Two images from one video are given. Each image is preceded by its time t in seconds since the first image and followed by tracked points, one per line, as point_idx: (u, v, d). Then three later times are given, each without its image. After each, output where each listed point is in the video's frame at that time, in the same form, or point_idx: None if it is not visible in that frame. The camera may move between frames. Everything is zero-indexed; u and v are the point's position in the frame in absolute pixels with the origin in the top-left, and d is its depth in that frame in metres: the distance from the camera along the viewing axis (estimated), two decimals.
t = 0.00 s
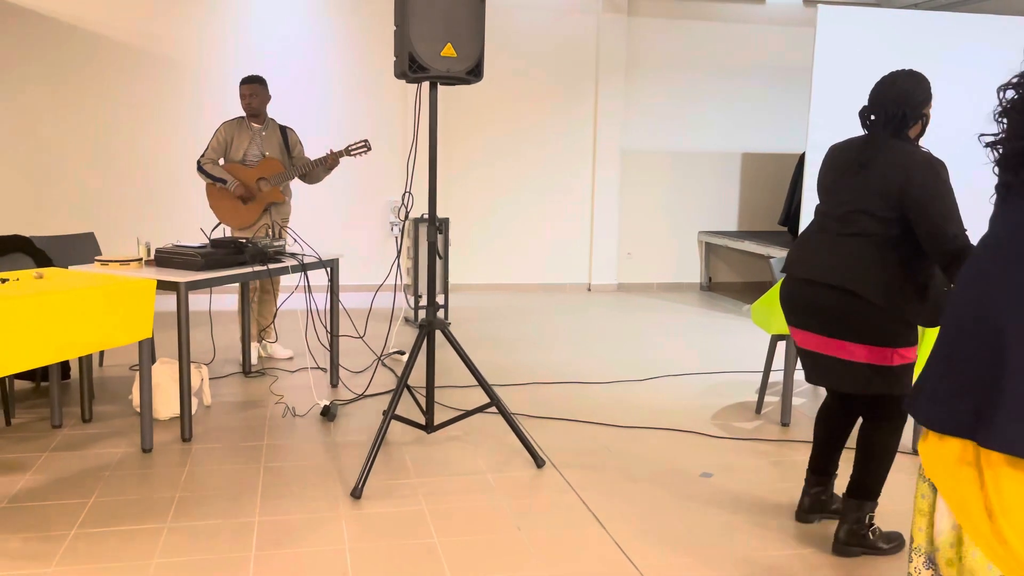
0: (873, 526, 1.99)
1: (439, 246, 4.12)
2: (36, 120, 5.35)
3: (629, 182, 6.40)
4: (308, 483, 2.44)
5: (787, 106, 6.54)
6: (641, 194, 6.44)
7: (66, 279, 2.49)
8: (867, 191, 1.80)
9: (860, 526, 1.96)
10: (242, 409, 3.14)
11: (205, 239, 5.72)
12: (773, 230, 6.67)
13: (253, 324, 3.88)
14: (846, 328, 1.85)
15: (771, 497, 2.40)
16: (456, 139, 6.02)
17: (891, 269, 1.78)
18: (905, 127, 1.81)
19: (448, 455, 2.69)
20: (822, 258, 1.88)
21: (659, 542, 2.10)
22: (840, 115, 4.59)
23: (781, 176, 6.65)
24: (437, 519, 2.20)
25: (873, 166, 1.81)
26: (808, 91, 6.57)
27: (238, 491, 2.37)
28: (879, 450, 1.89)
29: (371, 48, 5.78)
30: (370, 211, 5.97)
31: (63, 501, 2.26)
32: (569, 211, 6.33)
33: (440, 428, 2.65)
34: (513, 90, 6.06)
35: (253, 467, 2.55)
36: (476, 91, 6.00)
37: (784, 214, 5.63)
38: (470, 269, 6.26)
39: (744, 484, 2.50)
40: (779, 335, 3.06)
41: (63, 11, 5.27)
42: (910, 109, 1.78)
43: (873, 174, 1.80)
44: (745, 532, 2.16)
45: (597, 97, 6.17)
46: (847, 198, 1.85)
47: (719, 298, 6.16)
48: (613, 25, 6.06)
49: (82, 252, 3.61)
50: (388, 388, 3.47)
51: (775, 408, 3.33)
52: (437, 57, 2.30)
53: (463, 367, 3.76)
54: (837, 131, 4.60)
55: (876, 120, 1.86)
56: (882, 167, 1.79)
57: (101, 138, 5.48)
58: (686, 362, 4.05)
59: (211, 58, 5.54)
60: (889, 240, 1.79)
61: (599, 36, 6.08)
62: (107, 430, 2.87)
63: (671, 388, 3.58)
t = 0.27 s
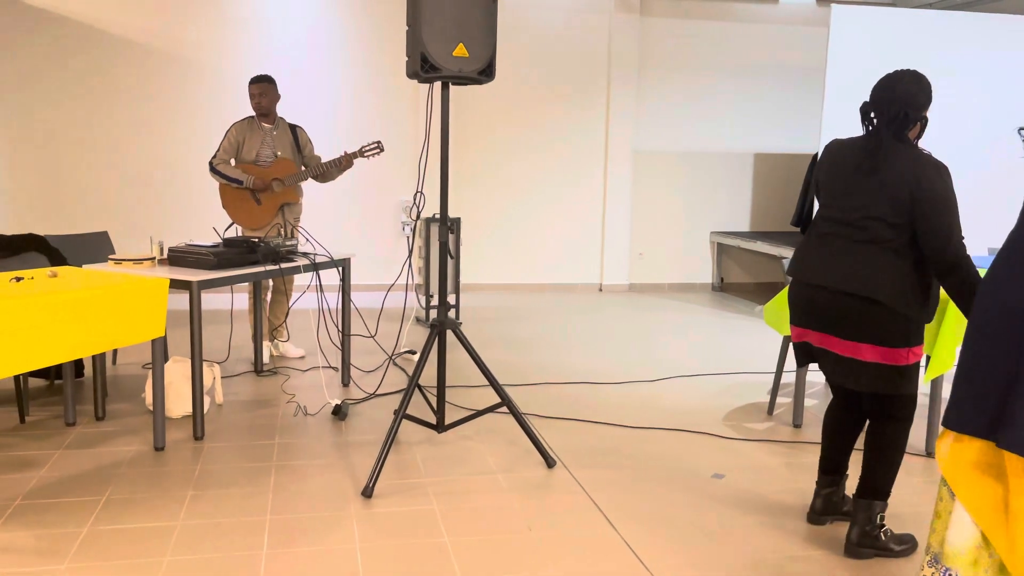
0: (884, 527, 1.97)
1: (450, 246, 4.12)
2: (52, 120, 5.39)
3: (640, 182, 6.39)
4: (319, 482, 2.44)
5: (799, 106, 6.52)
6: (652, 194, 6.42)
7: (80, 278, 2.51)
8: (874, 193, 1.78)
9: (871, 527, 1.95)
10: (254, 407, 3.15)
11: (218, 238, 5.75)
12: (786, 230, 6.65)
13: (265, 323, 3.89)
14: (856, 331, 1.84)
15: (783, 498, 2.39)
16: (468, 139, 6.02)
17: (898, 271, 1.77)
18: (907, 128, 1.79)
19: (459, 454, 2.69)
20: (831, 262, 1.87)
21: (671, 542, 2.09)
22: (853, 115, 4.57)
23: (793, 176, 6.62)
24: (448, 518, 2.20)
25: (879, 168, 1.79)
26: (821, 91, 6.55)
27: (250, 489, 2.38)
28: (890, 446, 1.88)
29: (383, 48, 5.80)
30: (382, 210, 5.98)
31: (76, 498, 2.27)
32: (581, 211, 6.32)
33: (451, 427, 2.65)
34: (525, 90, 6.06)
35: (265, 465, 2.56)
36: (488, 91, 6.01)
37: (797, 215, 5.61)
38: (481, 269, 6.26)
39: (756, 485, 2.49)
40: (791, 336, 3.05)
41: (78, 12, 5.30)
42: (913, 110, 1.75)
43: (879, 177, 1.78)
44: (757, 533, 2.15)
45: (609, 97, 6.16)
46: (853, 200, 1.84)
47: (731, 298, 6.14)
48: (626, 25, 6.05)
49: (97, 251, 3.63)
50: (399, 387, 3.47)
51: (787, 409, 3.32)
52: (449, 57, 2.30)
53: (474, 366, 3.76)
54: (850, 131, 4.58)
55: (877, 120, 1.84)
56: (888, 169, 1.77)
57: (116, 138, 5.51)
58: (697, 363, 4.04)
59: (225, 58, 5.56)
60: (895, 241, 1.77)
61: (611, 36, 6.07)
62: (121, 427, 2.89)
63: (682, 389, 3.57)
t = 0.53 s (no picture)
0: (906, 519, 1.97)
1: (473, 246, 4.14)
2: (81, 121, 5.47)
3: (664, 182, 6.37)
4: (343, 481, 2.46)
5: (825, 106, 6.47)
6: (676, 194, 6.40)
7: (109, 276, 2.54)
8: (886, 194, 1.80)
9: (892, 517, 1.95)
10: (280, 406, 3.18)
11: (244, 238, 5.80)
12: (811, 231, 6.60)
13: (290, 322, 3.92)
14: (870, 330, 1.83)
15: (808, 501, 2.38)
16: (491, 139, 6.03)
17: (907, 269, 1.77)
18: (917, 130, 1.81)
19: (481, 454, 2.70)
20: (845, 260, 1.88)
21: (694, 545, 2.08)
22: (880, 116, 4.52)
23: (818, 177, 6.57)
24: (470, 518, 2.21)
25: (890, 169, 1.81)
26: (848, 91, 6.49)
27: (276, 486, 2.40)
28: (921, 438, 1.87)
29: (406, 48, 5.82)
30: (406, 210, 6.01)
31: (105, 494, 2.30)
32: (604, 211, 6.31)
33: (474, 427, 2.66)
34: (548, 90, 6.06)
35: (290, 463, 2.58)
36: (511, 91, 6.02)
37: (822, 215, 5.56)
38: (504, 269, 6.27)
39: (780, 488, 2.48)
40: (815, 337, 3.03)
41: (106, 13, 5.38)
42: (921, 113, 1.78)
43: (890, 178, 1.80)
44: (780, 536, 2.14)
45: (632, 97, 6.14)
46: (866, 202, 1.85)
47: (755, 299, 6.11)
48: (650, 25, 6.03)
49: (125, 250, 3.69)
50: (422, 386, 3.49)
51: (811, 412, 3.30)
52: (472, 58, 2.31)
53: (497, 366, 3.77)
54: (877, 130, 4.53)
55: (890, 124, 1.86)
56: (899, 170, 1.79)
57: (143, 139, 5.58)
58: (721, 365, 4.02)
59: (251, 58, 5.62)
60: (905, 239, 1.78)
61: (635, 36, 6.06)
62: (148, 425, 2.92)
63: (706, 391, 3.56)
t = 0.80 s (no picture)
0: (922, 526, 1.97)
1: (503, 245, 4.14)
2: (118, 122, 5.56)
3: (695, 183, 6.33)
4: (372, 479, 2.47)
5: (860, 106, 6.39)
6: (708, 195, 6.36)
7: (144, 275, 2.58)
8: (917, 187, 1.79)
9: (905, 524, 1.96)
10: (311, 404, 3.21)
11: (277, 238, 5.85)
12: (845, 232, 6.52)
13: (321, 321, 3.95)
14: (897, 325, 1.83)
15: (841, 505, 2.35)
16: (521, 140, 6.04)
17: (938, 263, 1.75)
18: (952, 121, 1.78)
19: (510, 454, 2.70)
20: (875, 254, 1.87)
21: (724, 548, 2.06)
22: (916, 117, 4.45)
23: (853, 177, 6.49)
24: (499, 518, 2.21)
25: (920, 161, 1.79)
26: (883, 90, 6.40)
27: (306, 484, 2.42)
28: (937, 439, 1.84)
29: (437, 49, 5.84)
30: (436, 211, 6.03)
31: (139, 489, 2.34)
32: (634, 211, 6.29)
33: (502, 427, 2.66)
34: (579, 90, 6.05)
35: (320, 461, 2.60)
36: (542, 92, 6.02)
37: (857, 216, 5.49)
38: (534, 269, 6.28)
39: (813, 491, 2.45)
40: (848, 339, 2.99)
41: (144, 16, 5.46)
42: (956, 104, 1.75)
43: (920, 170, 1.78)
44: (812, 539, 2.12)
45: (664, 97, 6.12)
46: (899, 196, 1.84)
47: (787, 301, 6.05)
48: (682, 25, 6.00)
49: (160, 249, 3.74)
50: (451, 386, 3.50)
51: (844, 415, 3.26)
52: (504, 58, 2.31)
53: (526, 366, 3.77)
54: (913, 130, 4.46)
55: (924, 116, 1.83)
56: (929, 162, 1.77)
57: (179, 140, 5.65)
58: (752, 366, 3.98)
59: (284, 60, 5.67)
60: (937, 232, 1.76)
61: (668, 36, 6.03)
62: (182, 422, 2.96)
63: (737, 392, 3.53)
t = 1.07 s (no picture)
0: (951, 529, 1.95)
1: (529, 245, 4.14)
2: (150, 122, 5.63)
3: (723, 183, 6.29)
4: (398, 477, 2.48)
5: (891, 105, 6.31)
6: (735, 195, 6.32)
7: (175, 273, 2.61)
8: (948, 192, 1.77)
9: (936, 529, 1.94)
10: (338, 402, 3.23)
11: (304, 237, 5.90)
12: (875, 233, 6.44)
13: (348, 319, 3.98)
14: (926, 329, 1.81)
15: (869, 508, 2.32)
16: (547, 140, 6.04)
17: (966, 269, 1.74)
18: (986, 125, 1.76)
19: (536, 454, 2.70)
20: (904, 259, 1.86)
21: (750, 550, 2.05)
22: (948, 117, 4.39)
23: (883, 177, 6.41)
24: (523, 517, 2.21)
25: (952, 167, 1.78)
26: (915, 89, 6.31)
27: (332, 481, 2.44)
28: (974, 446, 1.84)
29: (464, 49, 5.85)
30: (463, 210, 6.05)
31: (169, 484, 2.37)
32: (661, 211, 6.26)
33: (528, 426, 2.66)
34: (606, 90, 6.04)
35: (347, 459, 2.62)
36: (569, 92, 6.01)
37: (887, 216, 5.43)
38: (560, 269, 6.27)
39: (841, 494, 2.43)
40: (877, 341, 2.96)
41: (175, 18, 5.53)
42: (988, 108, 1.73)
43: (952, 175, 1.77)
44: (839, 543, 2.10)
45: (692, 97, 6.09)
46: (929, 200, 1.82)
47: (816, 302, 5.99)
48: (711, 24, 5.97)
49: (191, 248, 3.79)
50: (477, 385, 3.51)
51: (873, 417, 3.22)
52: (531, 58, 2.32)
53: (552, 366, 3.77)
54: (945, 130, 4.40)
55: (958, 121, 1.82)
56: (961, 168, 1.75)
57: (209, 140, 5.72)
58: (779, 368, 3.95)
59: (313, 60, 5.71)
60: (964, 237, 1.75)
61: (696, 35, 6.00)
62: (211, 418, 3.00)
63: (764, 394, 3.50)
